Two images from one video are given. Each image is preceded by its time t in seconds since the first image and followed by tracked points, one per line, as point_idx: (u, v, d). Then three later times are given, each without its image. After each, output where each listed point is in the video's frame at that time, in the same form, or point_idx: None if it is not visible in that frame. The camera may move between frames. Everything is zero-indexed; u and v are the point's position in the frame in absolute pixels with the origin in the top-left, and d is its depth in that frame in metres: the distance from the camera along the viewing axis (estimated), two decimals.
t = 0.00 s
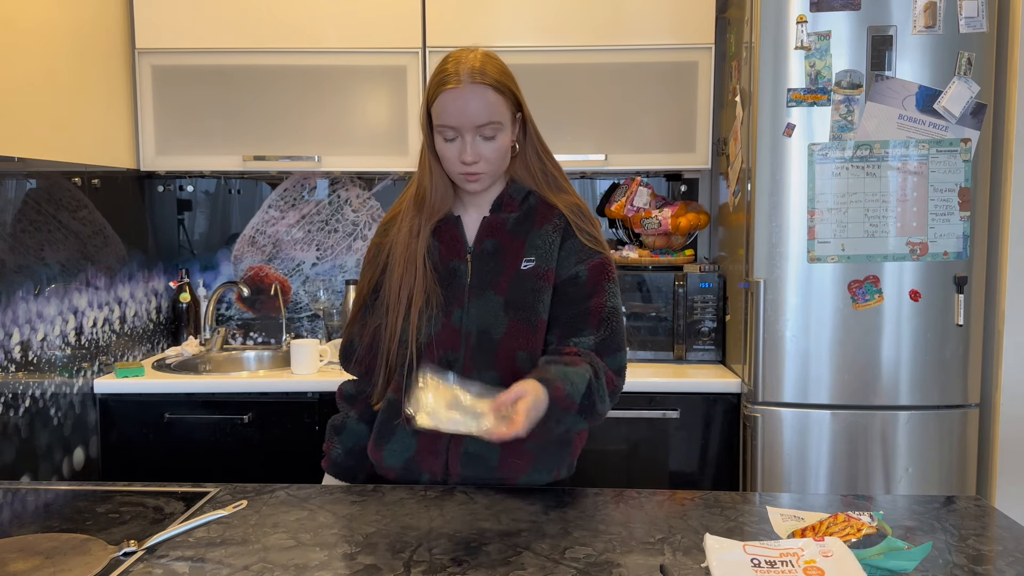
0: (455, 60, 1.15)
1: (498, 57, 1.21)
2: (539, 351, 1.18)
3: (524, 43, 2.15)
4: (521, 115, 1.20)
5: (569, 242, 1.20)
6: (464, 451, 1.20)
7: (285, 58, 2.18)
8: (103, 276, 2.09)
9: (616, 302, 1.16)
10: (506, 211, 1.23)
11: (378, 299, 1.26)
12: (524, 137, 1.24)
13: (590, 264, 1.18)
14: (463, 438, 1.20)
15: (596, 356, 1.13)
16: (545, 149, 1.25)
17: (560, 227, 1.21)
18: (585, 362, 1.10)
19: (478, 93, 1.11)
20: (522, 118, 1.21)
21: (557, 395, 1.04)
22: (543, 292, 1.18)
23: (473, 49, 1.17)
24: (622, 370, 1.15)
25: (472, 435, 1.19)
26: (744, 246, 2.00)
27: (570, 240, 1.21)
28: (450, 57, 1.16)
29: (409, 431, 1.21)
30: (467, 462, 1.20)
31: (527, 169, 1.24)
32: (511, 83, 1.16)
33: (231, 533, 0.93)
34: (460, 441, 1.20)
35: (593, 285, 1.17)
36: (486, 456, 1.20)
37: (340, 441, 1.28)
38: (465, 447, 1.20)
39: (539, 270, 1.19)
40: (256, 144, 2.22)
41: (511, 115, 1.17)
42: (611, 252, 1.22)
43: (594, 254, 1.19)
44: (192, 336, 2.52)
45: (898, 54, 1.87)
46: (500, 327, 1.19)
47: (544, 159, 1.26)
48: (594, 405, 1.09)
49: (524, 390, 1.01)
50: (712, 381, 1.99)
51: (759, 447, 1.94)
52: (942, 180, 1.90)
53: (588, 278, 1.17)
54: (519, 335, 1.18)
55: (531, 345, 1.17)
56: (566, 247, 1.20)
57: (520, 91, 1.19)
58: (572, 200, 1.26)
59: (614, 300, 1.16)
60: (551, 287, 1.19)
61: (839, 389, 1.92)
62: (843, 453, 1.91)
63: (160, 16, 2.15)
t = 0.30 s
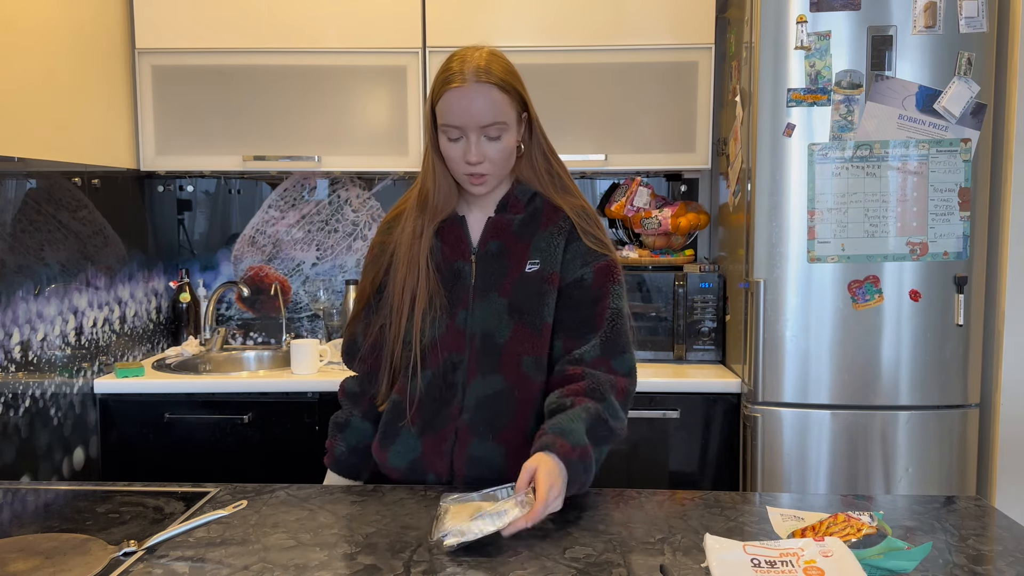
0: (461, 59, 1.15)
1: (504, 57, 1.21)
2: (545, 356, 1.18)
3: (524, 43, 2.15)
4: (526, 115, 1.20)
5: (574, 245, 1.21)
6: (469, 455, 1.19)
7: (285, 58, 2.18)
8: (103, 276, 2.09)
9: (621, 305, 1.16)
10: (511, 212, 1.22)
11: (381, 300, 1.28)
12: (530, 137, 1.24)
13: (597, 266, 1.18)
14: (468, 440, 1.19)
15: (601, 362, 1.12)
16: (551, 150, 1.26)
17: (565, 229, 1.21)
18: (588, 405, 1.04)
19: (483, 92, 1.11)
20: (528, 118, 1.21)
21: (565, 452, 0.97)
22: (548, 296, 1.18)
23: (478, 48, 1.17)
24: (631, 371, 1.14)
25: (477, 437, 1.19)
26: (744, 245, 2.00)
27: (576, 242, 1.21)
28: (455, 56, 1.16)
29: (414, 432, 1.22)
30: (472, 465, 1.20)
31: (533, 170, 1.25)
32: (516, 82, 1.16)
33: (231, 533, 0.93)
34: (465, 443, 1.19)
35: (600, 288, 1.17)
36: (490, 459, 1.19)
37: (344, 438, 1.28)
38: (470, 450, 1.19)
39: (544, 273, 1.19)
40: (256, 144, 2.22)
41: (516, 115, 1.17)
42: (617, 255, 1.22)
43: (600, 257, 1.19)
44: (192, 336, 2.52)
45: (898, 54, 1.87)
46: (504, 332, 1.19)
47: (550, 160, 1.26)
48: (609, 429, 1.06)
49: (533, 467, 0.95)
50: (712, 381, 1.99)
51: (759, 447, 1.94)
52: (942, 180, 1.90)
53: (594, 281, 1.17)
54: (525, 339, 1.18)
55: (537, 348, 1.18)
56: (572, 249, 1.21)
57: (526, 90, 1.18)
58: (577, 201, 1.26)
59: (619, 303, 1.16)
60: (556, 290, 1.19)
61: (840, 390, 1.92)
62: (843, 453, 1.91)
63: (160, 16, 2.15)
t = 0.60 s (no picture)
0: (461, 62, 1.15)
1: (504, 58, 1.21)
2: (549, 356, 1.19)
3: (524, 43, 2.15)
4: (528, 116, 1.20)
5: (579, 246, 1.21)
6: (472, 455, 1.20)
7: (285, 58, 2.18)
8: (103, 276, 2.10)
9: (628, 305, 1.15)
10: (514, 212, 1.23)
11: (384, 302, 1.28)
12: (531, 138, 1.24)
13: (603, 266, 1.18)
14: (471, 440, 1.20)
15: (608, 358, 1.12)
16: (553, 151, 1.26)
17: (569, 230, 1.21)
18: (572, 380, 1.08)
19: (485, 97, 1.11)
20: (529, 119, 1.21)
21: (540, 420, 1.00)
22: (553, 297, 1.18)
23: (478, 51, 1.17)
24: (639, 364, 1.15)
25: (480, 438, 1.20)
26: (744, 246, 2.00)
27: (580, 243, 1.21)
28: (456, 59, 1.16)
29: (417, 433, 1.21)
30: (475, 465, 1.20)
31: (535, 170, 1.25)
32: (517, 84, 1.16)
33: (231, 533, 0.93)
34: (468, 443, 1.20)
35: (607, 289, 1.17)
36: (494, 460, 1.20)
37: (347, 438, 1.27)
38: (473, 451, 1.20)
39: (549, 274, 1.19)
40: (256, 144, 2.22)
41: (517, 117, 1.17)
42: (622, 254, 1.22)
43: (605, 258, 1.19)
44: (192, 336, 2.52)
45: (898, 54, 1.87)
46: (508, 332, 1.19)
47: (552, 159, 1.26)
48: (607, 396, 1.07)
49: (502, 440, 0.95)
50: (712, 381, 1.99)
51: (759, 447, 1.94)
52: (942, 180, 1.90)
53: (602, 281, 1.17)
54: (529, 339, 1.18)
55: (541, 349, 1.18)
56: (576, 250, 1.20)
57: (527, 92, 1.18)
58: (579, 200, 1.26)
59: (626, 304, 1.16)
60: (560, 291, 1.19)
61: (839, 390, 1.92)
62: (843, 453, 1.91)
63: (160, 16, 2.15)
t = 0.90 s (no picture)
0: (460, 63, 1.15)
1: (502, 59, 1.21)
2: (549, 357, 1.19)
3: (524, 43, 2.15)
4: (528, 117, 1.20)
5: (578, 247, 1.20)
6: (472, 457, 1.20)
7: (285, 58, 2.18)
8: (103, 276, 2.10)
9: (626, 306, 1.15)
10: (514, 213, 1.23)
11: (385, 302, 1.28)
12: (531, 139, 1.24)
13: (603, 266, 1.18)
14: (471, 441, 1.20)
15: (606, 359, 1.11)
16: (553, 152, 1.26)
17: (568, 231, 1.21)
18: (571, 388, 1.08)
19: (483, 99, 1.11)
20: (529, 120, 1.21)
21: (538, 431, 1.00)
22: (552, 297, 1.18)
23: (477, 52, 1.17)
24: (639, 364, 1.14)
25: (480, 439, 1.20)
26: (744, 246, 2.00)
27: (580, 244, 1.20)
28: (454, 60, 1.16)
29: (417, 434, 1.21)
30: (475, 466, 1.21)
31: (534, 171, 1.25)
32: (517, 86, 1.16)
33: (231, 533, 0.93)
34: (468, 444, 1.20)
35: (607, 289, 1.16)
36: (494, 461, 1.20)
37: (348, 438, 1.27)
38: (473, 452, 1.20)
39: (549, 275, 1.19)
40: (256, 144, 2.22)
41: (517, 118, 1.17)
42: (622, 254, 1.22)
43: (606, 258, 1.19)
44: (192, 336, 2.52)
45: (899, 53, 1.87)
46: (508, 332, 1.19)
47: (552, 160, 1.26)
48: (606, 404, 1.07)
49: (500, 454, 0.96)
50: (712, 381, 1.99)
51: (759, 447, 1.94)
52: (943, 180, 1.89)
53: (601, 282, 1.17)
54: (529, 341, 1.18)
55: (541, 350, 1.18)
56: (576, 251, 1.20)
57: (527, 93, 1.18)
58: (579, 200, 1.26)
59: (626, 304, 1.15)
60: (560, 291, 1.19)
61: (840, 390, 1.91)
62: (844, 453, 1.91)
63: (160, 16, 2.15)
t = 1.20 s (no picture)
0: (458, 64, 1.15)
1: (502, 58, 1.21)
2: (547, 358, 1.19)
3: (524, 43, 2.15)
4: (527, 118, 1.20)
5: (577, 248, 1.20)
6: (470, 457, 1.20)
7: (285, 58, 2.18)
8: (103, 276, 2.10)
9: (627, 305, 1.14)
10: (514, 214, 1.23)
11: (385, 302, 1.28)
12: (531, 140, 1.24)
13: (603, 267, 1.17)
14: (469, 442, 1.20)
15: (607, 359, 1.10)
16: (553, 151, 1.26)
17: (567, 233, 1.21)
18: (570, 389, 1.07)
19: (481, 100, 1.11)
20: (529, 121, 1.21)
21: (535, 434, 1.01)
22: (550, 299, 1.18)
23: (475, 52, 1.17)
24: (642, 360, 1.12)
25: (478, 440, 1.20)
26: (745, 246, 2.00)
27: (578, 246, 1.20)
28: (453, 60, 1.16)
29: (415, 434, 1.21)
30: (474, 467, 1.20)
31: (534, 172, 1.25)
32: (516, 87, 1.16)
33: (230, 533, 0.93)
34: (466, 445, 1.20)
35: (607, 289, 1.15)
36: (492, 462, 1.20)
37: (348, 436, 1.27)
38: (471, 452, 1.20)
39: (547, 277, 1.19)
40: (256, 144, 2.22)
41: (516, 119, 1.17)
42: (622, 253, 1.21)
43: (606, 258, 1.18)
44: (192, 336, 2.52)
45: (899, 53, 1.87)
46: (507, 333, 1.19)
47: (552, 161, 1.26)
48: (607, 403, 1.06)
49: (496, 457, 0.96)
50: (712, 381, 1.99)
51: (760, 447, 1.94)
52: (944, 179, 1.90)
53: (601, 282, 1.16)
54: (528, 342, 1.18)
55: (539, 352, 1.18)
56: (574, 252, 1.20)
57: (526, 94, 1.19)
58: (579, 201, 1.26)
59: (626, 303, 1.14)
60: (558, 292, 1.19)
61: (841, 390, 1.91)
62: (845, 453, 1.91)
63: (161, 16, 2.15)
